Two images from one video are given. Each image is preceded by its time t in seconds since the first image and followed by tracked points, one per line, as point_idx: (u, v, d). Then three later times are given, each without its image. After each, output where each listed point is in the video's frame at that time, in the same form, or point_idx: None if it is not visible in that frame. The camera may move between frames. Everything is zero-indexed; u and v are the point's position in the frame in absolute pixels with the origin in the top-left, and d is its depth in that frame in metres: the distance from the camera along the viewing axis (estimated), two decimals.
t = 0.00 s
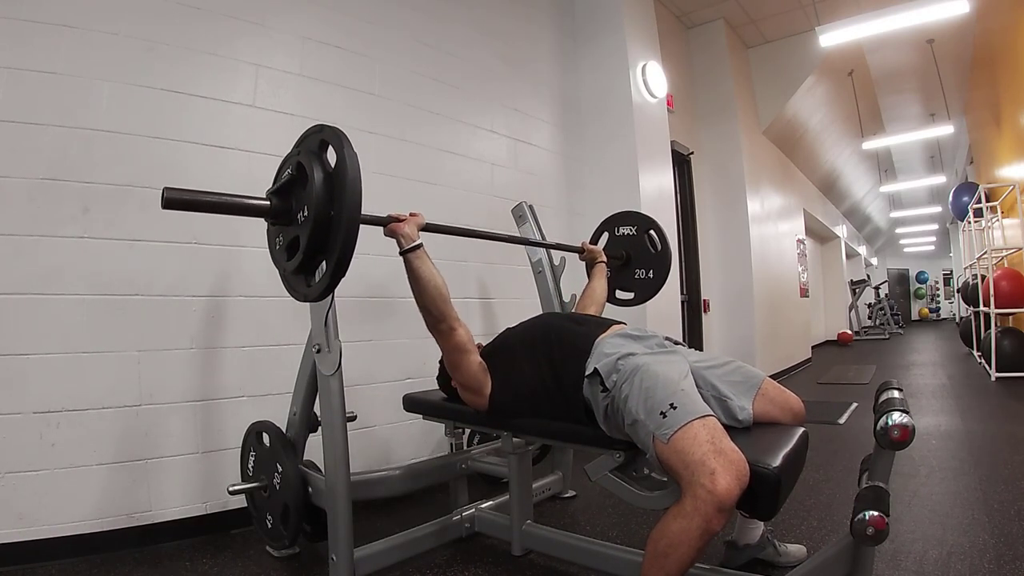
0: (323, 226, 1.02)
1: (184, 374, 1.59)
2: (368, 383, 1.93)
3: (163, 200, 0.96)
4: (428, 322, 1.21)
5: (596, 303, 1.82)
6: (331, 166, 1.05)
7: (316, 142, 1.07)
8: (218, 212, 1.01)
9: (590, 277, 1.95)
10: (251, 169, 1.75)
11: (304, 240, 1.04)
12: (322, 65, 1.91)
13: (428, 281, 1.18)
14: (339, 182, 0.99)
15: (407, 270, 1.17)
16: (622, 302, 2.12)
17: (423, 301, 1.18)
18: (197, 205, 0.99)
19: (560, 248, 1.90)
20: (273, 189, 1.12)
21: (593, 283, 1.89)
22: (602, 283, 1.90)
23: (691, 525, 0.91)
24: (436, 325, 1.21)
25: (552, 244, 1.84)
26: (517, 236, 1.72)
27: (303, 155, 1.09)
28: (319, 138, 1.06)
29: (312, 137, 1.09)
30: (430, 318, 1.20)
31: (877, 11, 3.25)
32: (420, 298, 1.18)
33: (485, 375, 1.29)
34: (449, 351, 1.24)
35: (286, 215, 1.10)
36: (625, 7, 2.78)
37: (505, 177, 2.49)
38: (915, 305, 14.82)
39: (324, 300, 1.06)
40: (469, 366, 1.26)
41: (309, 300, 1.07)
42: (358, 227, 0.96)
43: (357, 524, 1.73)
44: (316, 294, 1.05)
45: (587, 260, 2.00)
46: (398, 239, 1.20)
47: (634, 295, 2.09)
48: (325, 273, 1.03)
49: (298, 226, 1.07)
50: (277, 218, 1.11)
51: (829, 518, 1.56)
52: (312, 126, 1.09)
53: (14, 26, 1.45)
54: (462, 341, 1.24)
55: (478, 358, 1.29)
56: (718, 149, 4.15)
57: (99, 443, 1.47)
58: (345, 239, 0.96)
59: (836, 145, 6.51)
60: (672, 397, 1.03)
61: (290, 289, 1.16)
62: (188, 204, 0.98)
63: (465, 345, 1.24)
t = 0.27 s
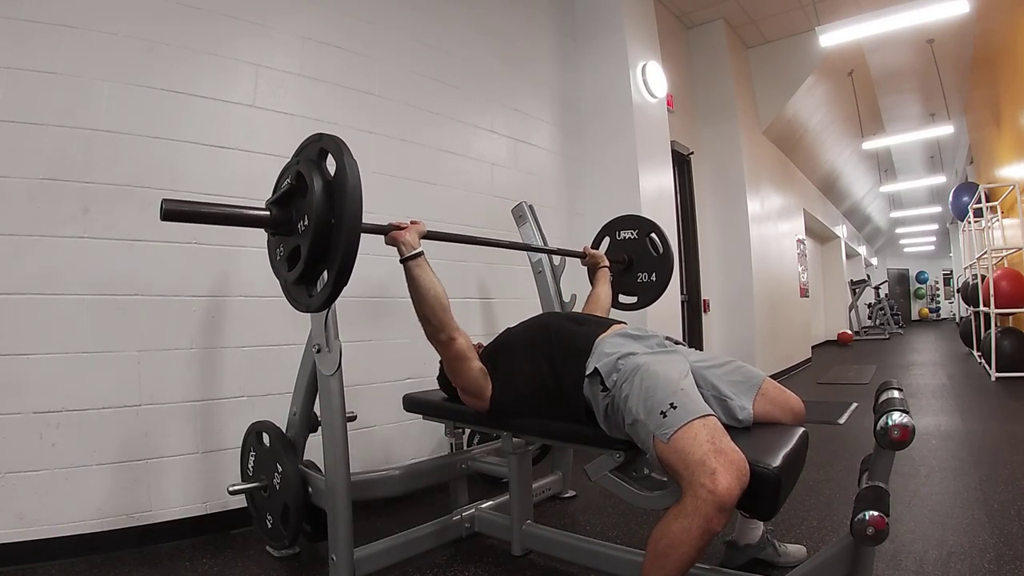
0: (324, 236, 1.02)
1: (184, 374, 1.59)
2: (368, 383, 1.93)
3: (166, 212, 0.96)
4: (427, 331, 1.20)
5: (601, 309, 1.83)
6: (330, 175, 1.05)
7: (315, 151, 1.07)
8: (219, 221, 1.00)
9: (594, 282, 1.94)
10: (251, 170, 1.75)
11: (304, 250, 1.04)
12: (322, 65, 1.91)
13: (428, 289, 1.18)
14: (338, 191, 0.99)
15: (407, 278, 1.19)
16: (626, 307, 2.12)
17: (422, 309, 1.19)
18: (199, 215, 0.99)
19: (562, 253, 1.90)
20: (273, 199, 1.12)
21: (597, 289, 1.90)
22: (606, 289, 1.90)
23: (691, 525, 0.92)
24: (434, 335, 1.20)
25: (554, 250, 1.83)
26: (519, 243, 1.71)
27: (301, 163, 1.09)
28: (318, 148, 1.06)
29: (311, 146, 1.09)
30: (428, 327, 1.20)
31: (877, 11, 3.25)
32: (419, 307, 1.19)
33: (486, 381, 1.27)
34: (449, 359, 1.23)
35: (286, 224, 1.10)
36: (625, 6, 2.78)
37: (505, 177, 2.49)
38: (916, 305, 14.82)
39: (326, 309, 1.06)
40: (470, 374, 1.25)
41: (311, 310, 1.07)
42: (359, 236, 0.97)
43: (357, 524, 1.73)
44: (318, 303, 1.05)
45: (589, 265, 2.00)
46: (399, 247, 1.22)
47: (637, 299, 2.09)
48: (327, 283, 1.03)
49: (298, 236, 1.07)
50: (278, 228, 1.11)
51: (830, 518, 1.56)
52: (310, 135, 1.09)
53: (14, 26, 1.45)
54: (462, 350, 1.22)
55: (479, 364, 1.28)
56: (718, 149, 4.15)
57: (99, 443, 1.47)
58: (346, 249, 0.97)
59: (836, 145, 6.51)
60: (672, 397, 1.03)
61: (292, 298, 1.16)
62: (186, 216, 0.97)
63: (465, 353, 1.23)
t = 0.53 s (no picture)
0: (324, 241, 1.01)
1: (184, 374, 1.59)
2: (368, 383, 1.93)
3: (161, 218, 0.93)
4: (427, 337, 1.19)
5: (606, 313, 1.83)
6: (330, 180, 1.05)
7: (314, 157, 1.08)
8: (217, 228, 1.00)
9: (596, 288, 1.94)
10: (251, 170, 1.75)
11: (305, 255, 1.03)
12: (322, 65, 1.91)
13: (428, 295, 1.17)
14: (338, 196, 0.99)
15: (408, 284, 1.18)
16: (629, 311, 2.12)
17: (422, 315, 1.18)
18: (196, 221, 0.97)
19: (563, 257, 1.89)
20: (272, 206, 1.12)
21: (600, 294, 1.90)
22: (610, 293, 1.90)
23: (692, 526, 0.92)
24: (434, 342, 1.19)
25: (556, 254, 1.83)
26: (522, 248, 1.71)
27: (300, 169, 1.09)
28: (318, 153, 1.06)
29: (310, 152, 1.09)
30: (428, 333, 1.19)
31: (877, 11, 3.25)
32: (419, 313, 1.18)
33: (486, 385, 1.27)
34: (449, 365, 1.23)
35: (286, 230, 1.10)
36: (625, 7, 2.78)
37: (505, 177, 2.49)
38: (916, 305, 14.83)
39: (326, 315, 1.05)
40: (471, 378, 1.25)
41: (312, 317, 1.06)
42: (360, 240, 0.96)
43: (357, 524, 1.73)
44: (319, 309, 1.04)
45: (591, 269, 1.99)
46: (400, 252, 1.20)
47: (640, 302, 2.09)
48: (328, 288, 1.02)
49: (298, 242, 1.07)
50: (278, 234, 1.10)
51: (829, 518, 1.56)
52: (309, 141, 1.09)
53: (14, 26, 1.45)
54: (462, 355, 1.22)
55: (480, 368, 1.27)
56: (718, 149, 4.15)
57: (99, 443, 1.47)
58: (347, 253, 0.96)
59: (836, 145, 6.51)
60: (673, 397, 1.03)
61: (291, 306, 1.15)
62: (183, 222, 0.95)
63: (464, 358, 1.22)
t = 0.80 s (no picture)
0: (325, 250, 1.01)
1: (184, 374, 1.59)
2: (368, 383, 1.93)
3: (161, 228, 0.94)
4: (427, 346, 1.19)
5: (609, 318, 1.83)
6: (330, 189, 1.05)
7: (313, 166, 1.07)
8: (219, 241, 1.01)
9: (598, 293, 1.94)
10: (251, 170, 1.75)
11: (307, 265, 1.03)
12: (322, 65, 1.91)
13: (427, 301, 1.17)
14: (339, 205, 0.98)
15: (408, 290, 1.18)
16: (631, 315, 2.11)
17: (422, 322, 1.17)
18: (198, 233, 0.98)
19: (564, 262, 1.90)
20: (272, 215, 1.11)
21: (602, 298, 1.89)
22: (612, 298, 1.89)
23: (693, 526, 0.92)
24: (434, 350, 1.18)
25: (558, 259, 1.84)
26: (524, 254, 1.72)
27: (300, 178, 1.08)
28: (316, 161, 1.06)
29: (308, 160, 1.09)
30: (428, 342, 1.18)
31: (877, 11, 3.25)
32: (419, 319, 1.17)
33: (487, 391, 1.26)
34: (450, 372, 1.22)
35: (287, 240, 1.10)
36: (625, 7, 2.78)
37: (505, 177, 2.49)
38: (916, 305, 14.83)
39: (329, 325, 1.05)
40: (473, 385, 1.24)
41: (315, 326, 1.06)
42: (362, 250, 0.97)
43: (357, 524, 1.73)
44: (321, 319, 1.04)
45: (592, 274, 2.00)
46: (402, 259, 1.22)
47: (642, 306, 2.08)
48: (330, 297, 1.02)
49: (299, 251, 1.07)
50: (278, 244, 1.10)
51: (829, 518, 1.56)
52: (307, 149, 1.09)
53: (14, 27, 1.45)
54: (463, 362, 1.21)
55: (482, 374, 1.26)
56: (718, 149, 4.15)
57: (99, 443, 1.47)
58: (349, 263, 0.96)
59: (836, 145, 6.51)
60: (673, 397, 1.03)
61: (294, 316, 1.14)
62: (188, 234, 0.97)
63: (466, 365, 1.22)
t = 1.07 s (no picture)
0: (328, 257, 1.00)
1: (184, 374, 1.59)
2: (368, 383, 1.93)
3: (161, 237, 0.92)
4: (428, 353, 1.18)
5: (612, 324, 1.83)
6: (331, 196, 1.05)
7: (315, 173, 1.07)
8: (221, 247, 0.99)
9: (600, 298, 1.94)
10: (251, 170, 1.75)
11: (309, 272, 1.02)
12: (322, 65, 1.91)
13: (429, 308, 1.17)
14: (341, 212, 0.98)
15: (409, 297, 1.17)
16: (634, 320, 2.11)
17: (423, 330, 1.17)
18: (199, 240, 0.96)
19: (566, 268, 1.89)
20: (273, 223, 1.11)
21: (604, 304, 1.90)
22: (614, 303, 1.89)
23: (693, 526, 0.91)
24: (436, 357, 1.18)
25: (559, 265, 1.84)
26: (525, 260, 1.72)
27: (302, 185, 1.08)
28: (318, 168, 1.06)
29: (310, 168, 1.09)
30: (430, 349, 1.18)
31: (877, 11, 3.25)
32: (420, 325, 1.17)
33: (490, 395, 1.26)
34: (452, 378, 1.22)
35: (288, 247, 1.09)
36: (625, 7, 2.78)
37: (505, 177, 2.49)
38: (916, 305, 14.83)
39: (330, 333, 1.03)
40: (476, 390, 1.24)
41: (315, 334, 1.03)
42: (365, 256, 0.95)
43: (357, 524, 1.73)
44: (322, 327, 1.02)
45: (594, 279, 1.99)
46: (404, 266, 1.20)
47: (643, 311, 2.08)
48: (331, 304, 1.00)
49: (300, 258, 1.06)
50: (280, 252, 1.09)
51: (830, 518, 1.56)
52: (309, 157, 1.10)
53: (15, 27, 1.46)
54: (465, 369, 1.21)
55: (485, 379, 1.26)
56: (718, 149, 4.15)
57: (99, 443, 1.47)
58: (351, 270, 0.95)
59: (836, 145, 6.51)
60: (674, 397, 1.03)
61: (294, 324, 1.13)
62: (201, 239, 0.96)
63: (468, 372, 1.21)
